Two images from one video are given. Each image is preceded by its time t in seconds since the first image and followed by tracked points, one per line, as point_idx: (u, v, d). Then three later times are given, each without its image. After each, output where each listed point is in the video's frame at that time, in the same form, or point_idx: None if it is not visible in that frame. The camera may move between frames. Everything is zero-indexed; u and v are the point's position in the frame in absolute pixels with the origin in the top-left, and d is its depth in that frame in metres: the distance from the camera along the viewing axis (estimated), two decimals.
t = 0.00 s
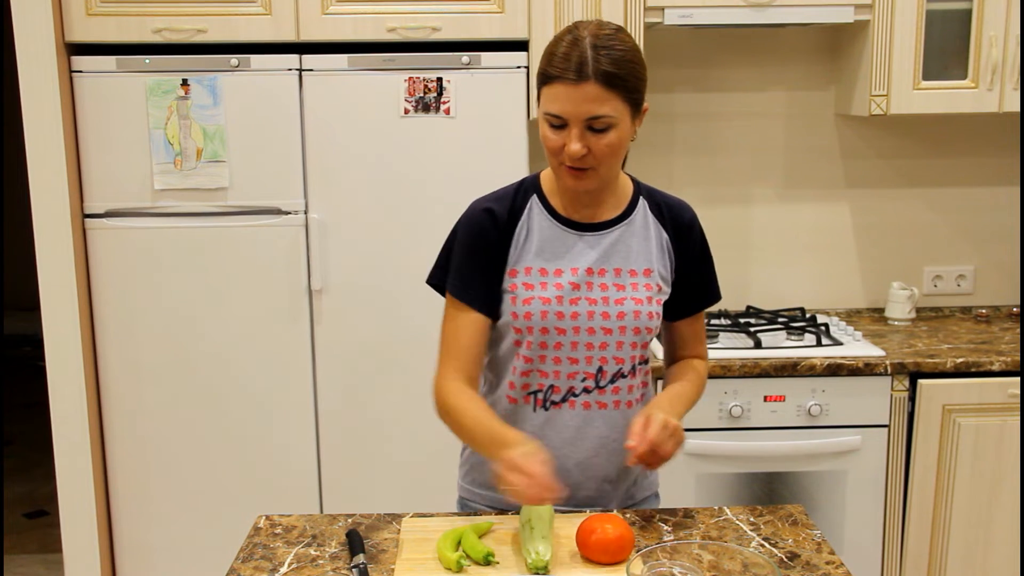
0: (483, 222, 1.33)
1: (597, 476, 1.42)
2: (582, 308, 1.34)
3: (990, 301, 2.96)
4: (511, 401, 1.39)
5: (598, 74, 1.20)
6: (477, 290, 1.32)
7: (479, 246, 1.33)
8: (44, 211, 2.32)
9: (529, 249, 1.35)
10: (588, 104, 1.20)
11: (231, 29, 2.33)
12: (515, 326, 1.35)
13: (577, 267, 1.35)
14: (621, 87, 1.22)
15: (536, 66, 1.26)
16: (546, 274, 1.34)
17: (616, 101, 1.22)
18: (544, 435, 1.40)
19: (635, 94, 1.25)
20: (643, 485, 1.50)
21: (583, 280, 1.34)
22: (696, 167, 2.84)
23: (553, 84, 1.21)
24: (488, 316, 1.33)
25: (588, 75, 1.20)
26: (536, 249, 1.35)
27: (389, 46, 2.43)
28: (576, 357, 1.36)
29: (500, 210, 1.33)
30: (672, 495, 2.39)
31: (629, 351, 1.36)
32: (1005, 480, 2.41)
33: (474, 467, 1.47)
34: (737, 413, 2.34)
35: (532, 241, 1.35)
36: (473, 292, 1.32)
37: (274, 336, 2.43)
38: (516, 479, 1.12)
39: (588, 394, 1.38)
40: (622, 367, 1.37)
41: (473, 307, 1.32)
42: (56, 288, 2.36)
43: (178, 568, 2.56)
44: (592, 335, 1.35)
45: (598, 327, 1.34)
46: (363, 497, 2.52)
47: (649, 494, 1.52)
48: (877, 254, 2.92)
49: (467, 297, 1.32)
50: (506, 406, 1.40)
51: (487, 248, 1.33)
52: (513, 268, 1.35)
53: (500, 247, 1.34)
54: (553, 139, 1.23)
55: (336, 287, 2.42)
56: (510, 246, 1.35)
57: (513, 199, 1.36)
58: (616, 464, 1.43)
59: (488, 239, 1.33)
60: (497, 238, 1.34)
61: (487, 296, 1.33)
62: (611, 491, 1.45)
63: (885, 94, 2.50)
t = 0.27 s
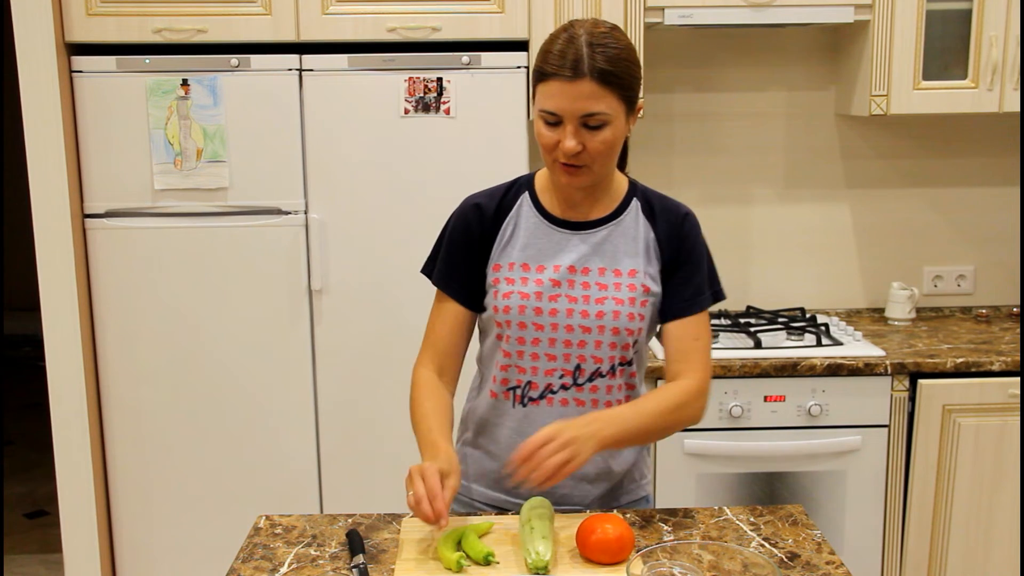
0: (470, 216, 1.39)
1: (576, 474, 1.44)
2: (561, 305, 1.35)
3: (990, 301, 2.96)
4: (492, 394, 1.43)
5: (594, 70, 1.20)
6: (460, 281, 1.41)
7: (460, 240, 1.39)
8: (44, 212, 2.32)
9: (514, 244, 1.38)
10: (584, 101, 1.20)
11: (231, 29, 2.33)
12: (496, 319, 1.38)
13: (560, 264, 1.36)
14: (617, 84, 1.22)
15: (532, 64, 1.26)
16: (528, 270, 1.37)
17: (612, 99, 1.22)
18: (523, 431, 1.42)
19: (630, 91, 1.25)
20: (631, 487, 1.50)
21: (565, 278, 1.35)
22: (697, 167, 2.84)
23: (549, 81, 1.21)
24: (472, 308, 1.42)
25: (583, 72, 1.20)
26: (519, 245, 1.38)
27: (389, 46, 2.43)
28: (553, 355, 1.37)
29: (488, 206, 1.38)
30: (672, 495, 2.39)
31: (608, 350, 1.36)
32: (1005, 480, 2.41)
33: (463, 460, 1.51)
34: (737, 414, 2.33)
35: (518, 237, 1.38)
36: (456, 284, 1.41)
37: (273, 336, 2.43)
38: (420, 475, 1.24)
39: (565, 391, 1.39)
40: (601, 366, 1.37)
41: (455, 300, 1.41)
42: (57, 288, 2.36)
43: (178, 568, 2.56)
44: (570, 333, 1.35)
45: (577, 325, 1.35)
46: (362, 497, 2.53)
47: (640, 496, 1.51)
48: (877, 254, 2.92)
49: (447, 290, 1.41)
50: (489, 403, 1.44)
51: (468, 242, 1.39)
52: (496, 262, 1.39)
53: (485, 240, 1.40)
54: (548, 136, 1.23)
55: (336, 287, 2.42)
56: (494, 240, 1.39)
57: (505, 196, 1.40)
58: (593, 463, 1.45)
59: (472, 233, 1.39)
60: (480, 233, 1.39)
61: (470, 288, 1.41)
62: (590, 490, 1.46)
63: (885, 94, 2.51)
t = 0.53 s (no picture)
0: (456, 216, 1.39)
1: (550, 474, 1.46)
2: (536, 309, 1.35)
3: (990, 301, 2.96)
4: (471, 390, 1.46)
5: (578, 66, 1.20)
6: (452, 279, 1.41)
7: (448, 240, 1.40)
8: (44, 212, 2.32)
9: (494, 244, 1.38)
10: (567, 96, 1.20)
11: (231, 29, 2.33)
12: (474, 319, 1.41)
13: (538, 267, 1.36)
14: (601, 80, 1.22)
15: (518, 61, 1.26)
16: (506, 272, 1.37)
17: (595, 94, 1.22)
18: (498, 429, 1.45)
19: (613, 88, 1.25)
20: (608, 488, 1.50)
21: (542, 281, 1.35)
22: (696, 167, 2.85)
23: (533, 76, 1.22)
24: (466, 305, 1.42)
25: (567, 68, 1.20)
26: (499, 245, 1.38)
27: (389, 46, 2.43)
28: (528, 357, 1.39)
29: (475, 205, 1.39)
30: (672, 495, 2.39)
31: (581, 355, 1.37)
32: (1004, 480, 2.41)
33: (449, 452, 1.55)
34: (738, 414, 2.33)
35: (498, 237, 1.38)
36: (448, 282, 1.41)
37: (273, 335, 2.43)
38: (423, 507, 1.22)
39: (539, 393, 1.41)
40: (575, 370, 1.38)
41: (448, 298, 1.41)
42: (57, 288, 2.36)
43: (178, 568, 2.56)
44: (545, 336, 1.36)
45: (551, 329, 1.35)
46: (362, 497, 2.53)
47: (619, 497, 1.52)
48: (877, 253, 2.92)
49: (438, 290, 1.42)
50: (469, 401, 1.47)
51: (457, 241, 1.40)
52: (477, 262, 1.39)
53: (470, 240, 1.40)
54: (531, 132, 1.23)
55: (336, 287, 2.42)
56: (478, 239, 1.39)
57: (491, 195, 1.40)
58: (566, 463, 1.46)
59: (459, 232, 1.39)
60: (468, 232, 1.40)
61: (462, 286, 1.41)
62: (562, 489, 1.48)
63: (885, 94, 2.51)
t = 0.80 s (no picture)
0: (447, 215, 1.39)
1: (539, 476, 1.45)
2: (526, 309, 1.35)
3: (990, 301, 2.96)
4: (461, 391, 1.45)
5: (568, 69, 1.20)
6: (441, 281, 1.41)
7: (437, 239, 1.40)
8: (44, 212, 2.32)
9: (484, 244, 1.38)
10: (557, 100, 1.20)
11: (231, 29, 2.33)
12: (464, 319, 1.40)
13: (528, 267, 1.36)
14: (591, 82, 1.22)
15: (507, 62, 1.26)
16: (497, 272, 1.37)
17: (586, 97, 1.22)
18: (487, 430, 1.44)
19: (604, 90, 1.25)
20: (600, 489, 1.50)
21: (532, 281, 1.35)
22: (696, 167, 2.85)
23: (523, 80, 1.21)
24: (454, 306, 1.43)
25: (557, 70, 1.20)
26: (489, 245, 1.38)
27: (389, 46, 2.43)
28: (517, 358, 1.38)
29: (465, 204, 1.39)
30: (672, 495, 2.39)
31: (571, 356, 1.36)
32: (1004, 480, 2.41)
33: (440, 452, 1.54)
34: (738, 414, 2.33)
35: (488, 237, 1.38)
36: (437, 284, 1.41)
37: (273, 335, 2.43)
38: (424, 505, 1.25)
39: (528, 394, 1.40)
40: (565, 371, 1.38)
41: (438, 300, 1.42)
42: (57, 288, 2.36)
43: (178, 568, 2.56)
44: (534, 336, 1.36)
45: (541, 329, 1.35)
46: (362, 497, 2.53)
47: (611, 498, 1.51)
48: (877, 253, 2.92)
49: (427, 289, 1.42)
50: (459, 401, 1.46)
51: (445, 241, 1.40)
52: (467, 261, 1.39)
53: (460, 239, 1.40)
54: (522, 135, 1.23)
55: (336, 287, 2.42)
56: (468, 239, 1.39)
57: (481, 195, 1.40)
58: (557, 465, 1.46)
59: (450, 232, 1.39)
60: (457, 232, 1.40)
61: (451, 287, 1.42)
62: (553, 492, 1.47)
63: (885, 94, 2.51)
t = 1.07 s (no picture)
0: (443, 214, 1.40)
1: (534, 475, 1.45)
2: (521, 308, 1.35)
3: (990, 301, 2.96)
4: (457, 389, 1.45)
5: (563, 71, 1.20)
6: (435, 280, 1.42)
7: (433, 237, 1.41)
8: (44, 212, 2.32)
9: (480, 242, 1.38)
10: (552, 102, 1.20)
11: (231, 29, 2.33)
12: (460, 317, 1.40)
13: (524, 266, 1.36)
14: (587, 84, 1.22)
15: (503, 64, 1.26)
16: (492, 271, 1.37)
17: (581, 99, 1.22)
18: (483, 430, 1.44)
19: (601, 91, 1.25)
20: (596, 489, 1.50)
21: (527, 280, 1.35)
22: (696, 167, 2.85)
23: (518, 82, 1.21)
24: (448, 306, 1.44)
25: (553, 72, 1.20)
26: (485, 244, 1.38)
27: (390, 46, 2.43)
28: (512, 357, 1.38)
29: (463, 203, 1.39)
30: (672, 495, 2.39)
31: (566, 355, 1.36)
32: (1004, 480, 2.41)
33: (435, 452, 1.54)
34: (738, 414, 2.33)
35: (485, 236, 1.38)
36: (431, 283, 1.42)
37: (273, 334, 2.43)
38: (431, 491, 1.27)
39: (523, 393, 1.40)
40: (560, 371, 1.37)
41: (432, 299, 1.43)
42: (57, 288, 2.36)
43: (178, 568, 2.56)
44: (529, 335, 1.36)
45: (536, 328, 1.35)
46: (362, 497, 2.53)
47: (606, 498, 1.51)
48: (877, 253, 2.92)
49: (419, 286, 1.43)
50: (454, 401, 1.46)
51: (441, 238, 1.40)
52: (463, 260, 1.40)
53: (456, 238, 1.40)
54: (518, 136, 1.23)
55: (336, 287, 2.42)
56: (464, 237, 1.40)
57: (479, 194, 1.41)
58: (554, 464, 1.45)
59: (445, 231, 1.40)
60: (453, 229, 1.40)
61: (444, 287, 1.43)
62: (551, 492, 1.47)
63: (885, 94, 2.50)
